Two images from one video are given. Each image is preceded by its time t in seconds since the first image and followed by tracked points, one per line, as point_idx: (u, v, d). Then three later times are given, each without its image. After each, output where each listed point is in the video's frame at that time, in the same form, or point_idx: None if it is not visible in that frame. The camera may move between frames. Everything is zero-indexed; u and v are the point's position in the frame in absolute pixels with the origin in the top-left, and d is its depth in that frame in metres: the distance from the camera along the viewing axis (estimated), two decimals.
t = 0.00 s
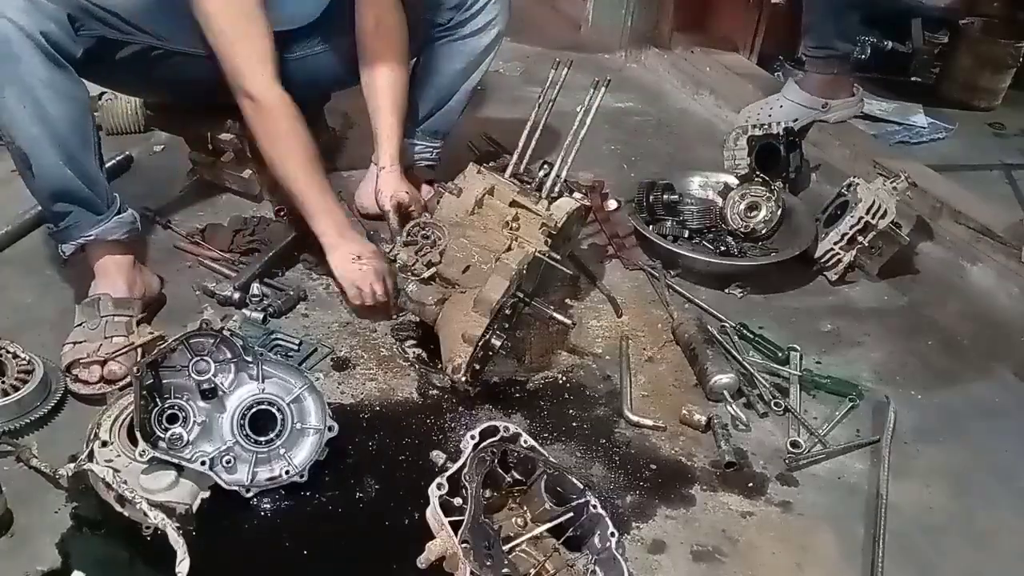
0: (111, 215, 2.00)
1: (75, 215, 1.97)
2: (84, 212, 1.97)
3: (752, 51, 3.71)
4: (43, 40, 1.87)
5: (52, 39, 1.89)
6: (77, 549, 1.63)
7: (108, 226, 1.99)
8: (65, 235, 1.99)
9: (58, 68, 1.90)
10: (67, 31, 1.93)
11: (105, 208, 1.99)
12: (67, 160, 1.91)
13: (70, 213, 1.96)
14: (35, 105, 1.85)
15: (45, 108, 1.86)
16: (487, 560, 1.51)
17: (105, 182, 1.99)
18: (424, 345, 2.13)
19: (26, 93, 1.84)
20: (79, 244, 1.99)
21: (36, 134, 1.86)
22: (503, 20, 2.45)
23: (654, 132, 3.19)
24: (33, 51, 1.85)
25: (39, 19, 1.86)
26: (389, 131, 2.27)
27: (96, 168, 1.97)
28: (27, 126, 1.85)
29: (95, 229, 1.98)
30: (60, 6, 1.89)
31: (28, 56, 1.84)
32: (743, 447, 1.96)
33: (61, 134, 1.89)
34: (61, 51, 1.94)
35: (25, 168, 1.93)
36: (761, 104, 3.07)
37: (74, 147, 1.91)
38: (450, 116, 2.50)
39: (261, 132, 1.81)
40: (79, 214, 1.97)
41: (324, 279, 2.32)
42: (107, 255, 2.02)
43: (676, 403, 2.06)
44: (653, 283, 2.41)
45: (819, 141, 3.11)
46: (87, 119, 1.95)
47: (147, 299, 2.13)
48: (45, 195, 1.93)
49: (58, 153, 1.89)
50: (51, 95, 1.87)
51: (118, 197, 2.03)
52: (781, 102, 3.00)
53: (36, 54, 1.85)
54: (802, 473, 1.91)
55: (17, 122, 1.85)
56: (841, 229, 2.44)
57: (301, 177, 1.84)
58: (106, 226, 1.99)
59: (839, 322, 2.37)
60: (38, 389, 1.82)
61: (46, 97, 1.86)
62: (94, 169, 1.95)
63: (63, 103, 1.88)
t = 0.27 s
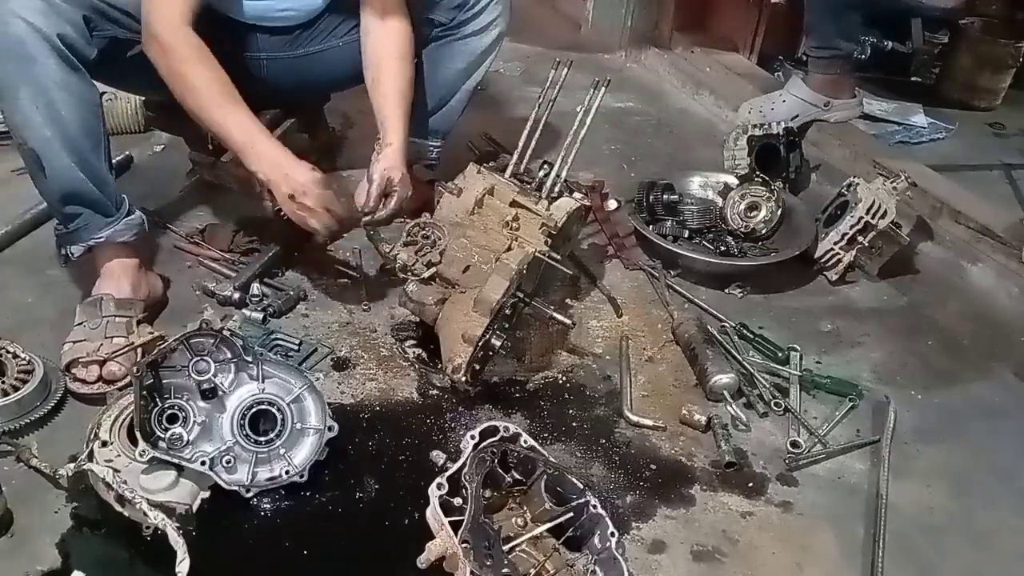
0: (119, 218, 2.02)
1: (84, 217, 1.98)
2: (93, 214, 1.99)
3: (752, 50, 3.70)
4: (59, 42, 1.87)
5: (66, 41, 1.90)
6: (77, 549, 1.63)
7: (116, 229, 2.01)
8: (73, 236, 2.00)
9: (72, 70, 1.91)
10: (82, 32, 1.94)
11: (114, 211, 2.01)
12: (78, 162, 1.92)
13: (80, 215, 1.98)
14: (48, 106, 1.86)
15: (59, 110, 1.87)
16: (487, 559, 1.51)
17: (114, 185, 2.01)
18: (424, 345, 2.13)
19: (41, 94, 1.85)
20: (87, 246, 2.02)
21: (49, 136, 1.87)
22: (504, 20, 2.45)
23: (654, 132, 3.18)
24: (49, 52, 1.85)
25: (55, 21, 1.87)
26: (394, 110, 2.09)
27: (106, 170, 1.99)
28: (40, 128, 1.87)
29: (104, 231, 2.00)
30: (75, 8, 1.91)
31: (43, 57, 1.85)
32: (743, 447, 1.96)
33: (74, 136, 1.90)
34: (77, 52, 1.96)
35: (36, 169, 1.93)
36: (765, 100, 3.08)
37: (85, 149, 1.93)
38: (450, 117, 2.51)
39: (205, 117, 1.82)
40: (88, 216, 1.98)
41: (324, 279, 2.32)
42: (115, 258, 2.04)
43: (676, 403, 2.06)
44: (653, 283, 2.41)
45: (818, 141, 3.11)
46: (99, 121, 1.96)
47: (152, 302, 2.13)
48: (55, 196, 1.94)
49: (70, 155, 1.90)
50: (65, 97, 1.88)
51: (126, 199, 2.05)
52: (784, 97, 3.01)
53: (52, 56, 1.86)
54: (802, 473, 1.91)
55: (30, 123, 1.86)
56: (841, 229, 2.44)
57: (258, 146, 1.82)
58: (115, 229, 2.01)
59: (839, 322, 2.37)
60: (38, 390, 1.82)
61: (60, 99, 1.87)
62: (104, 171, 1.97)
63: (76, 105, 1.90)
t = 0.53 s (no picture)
0: (116, 216, 2.02)
1: (81, 216, 1.98)
2: (90, 213, 1.99)
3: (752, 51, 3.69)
4: (47, 41, 1.89)
5: (55, 40, 1.92)
6: (77, 549, 1.63)
7: (113, 227, 2.01)
8: (71, 236, 2.00)
9: (63, 69, 1.92)
10: (70, 31, 1.95)
11: (111, 209, 2.01)
12: (72, 160, 1.93)
13: (77, 214, 1.98)
14: (40, 106, 1.87)
15: (50, 109, 1.88)
16: (487, 560, 1.50)
17: (110, 183, 2.01)
18: (424, 345, 2.13)
19: (31, 93, 1.86)
20: (85, 245, 2.01)
21: (41, 135, 1.88)
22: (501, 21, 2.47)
23: (654, 132, 3.18)
24: (38, 52, 1.87)
25: (43, 21, 1.89)
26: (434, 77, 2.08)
27: (101, 168, 1.99)
28: (32, 128, 1.88)
29: (102, 230, 2.00)
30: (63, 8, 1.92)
31: (32, 56, 1.86)
32: (743, 447, 1.96)
33: (66, 135, 1.91)
34: (66, 52, 1.97)
35: (30, 169, 1.94)
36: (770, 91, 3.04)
37: (79, 147, 1.93)
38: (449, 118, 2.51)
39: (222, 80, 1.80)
40: (85, 215, 1.98)
41: (324, 279, 2.32)
42: (114, 255, 2.04)
43: (676, 404, 2.06)
44: (653, 283, 2.41)
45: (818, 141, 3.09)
46: (92, 119, 1.97)
47: (151, 302, 2.14)
48: (51, 196, 1.95)
49: (63, 154, 1.91)
50: (57, 96, 1.89)
51: (123, 198, 2.05)
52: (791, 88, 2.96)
53: (41, 56, 1.87)
54: (802, 473, 1.91)
55: (23, 123, 1.88)
56: (841, 229, 2.44)
57: (283, 103, 1.80)
58: (112, 226, 2.01)
59: (840, 322, 2.37)
60: (38, 390, 1.82)
61: (51, 97, 1.88)
62: (99, 170, 1.98)
63: (69, 103, 1.90)
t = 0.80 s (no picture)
0: (120, 217, 2.03)
1: (85, 218, 1.99)
2: (93, 215, 1.99)
3: (752, 51, 3.71)
4: (56, 42, 1.89)
5: (64, 41, 1.92)
6: (78, 549, 1.63)
7: (117, 229, 2.02)
8: (75, 237, 2.02)
9: (69, 70, 1.92)
10: (79, 32, 1.96)
11: (115, 211, 2.01)
12: (78, 163, 1.93)
13: (80, 216, 1.98)
14: (46, 107, 1.87)
15: (57, 111, 1.88)
16: (487, 560, 1.51)
17: (115, 185, 2.02)
18: (424, 345, 2.13)
19: (38, 95, 1.86)
20: (89, 247, 2.03)
21: (48, 137, 1.88)
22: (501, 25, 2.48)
23: (654, 132, 3.18)
24: (46, 53, 1.87)
25: (52, 23, 1.89)
26: (459, 94, 2.11)
27: (106, 170, 1.99)
28: (39, 129, 1.88)
29: (105, 231, 2.01)
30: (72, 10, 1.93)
31: (41, 58, 1.86)
32: (743, 447, 1.96)
33: (73, 137, 1.91)
34: (75, 54, 1.97)
35: (37, 171, 1.95)
36: (763, 104, 3.08)
37: (84, 150, 1.93)
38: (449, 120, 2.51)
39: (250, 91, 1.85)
40: (88, 217, 1.99)
41: (324, 279, 2.32)
42: (116, 258, 2.05)
43: (676, 404, 2.06)
44: (653, 283, 2.41)
45: (818, 141, 3.09)
46: (98, 121, 1.97)
47: (152, 302, 2.14)
48: (56, 198, 1.95)
49: (69, 156, 1.91)
50: (65, 99, 1.89)
51: (126, 199, 2.06)
52: (781, 103, 3.00)
53: (50, 58, 1.87)
54: (802, 473, 1.91)
55: (30, 124, 1.87)
56: (841, 229, 2.44)
57: (312, 116, 1.87)
58: (116, 229, 2.02)
59: (839, 322, 2.37)
60: (38, 390, 1.82)
61: (58, 99, 1.88)
62: (104, 171, 1.98)
63: (75, 106, 1.91)
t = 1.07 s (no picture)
0: (120, 217, 2.03)
1: (84, 217, 1.99)
2: (93, 215, 1.99)
3: (752, 51, 3.71)
4: (56, 42, 1.89)
5: (63, 41, 1.92)
6: (77, 549, 1.62)
7: (116, 228, 2.02)
8: (75, 237, 2.01)
9: (70, 70, 1.92)
10: (78, 32, 1.96)
11: (114, 210, 2.02)
12: (78, 163, 1.93)
13: (80, 215, 1.98)
14: (46, 106, 1.87)
15: (57, 110, 1.88)
16: (487, 559, 1.51)
17: (114, 185, 2.02)
18: (424, 345, 2.13)
19: (38, 94, 1.86)
20: (88, 246, 2.02)
21: (48, 137, 1.88)
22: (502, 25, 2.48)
23: (654, 132, 3.18)
24: (46, 53, 1.87)
25: (52, 23, 1.88)
26: (457, 95, 2.11)
27: (106, 170, 2.00)
28: (39, 129, 1.88)
29: (105, 231, 2.01)
30: (71, 9, 1.93)
31: (41, 58, 1.86)
32: (743, 447, 1.96)
33: (72, 137, 1.91)
34: (74, 54, 1.97)
35: (37, 170, 1.95)
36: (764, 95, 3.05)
37: (84, 150, 1.93)
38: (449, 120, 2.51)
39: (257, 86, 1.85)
40: (88, 216, 1.99)
41: (324, 279, 2.32)
42: (117, 258, 2.04)
43: (677, 404, 2.06)
44: (653, 283, 2.41)
45: (819, 141, 3.10)
46: (98, 121, 1.97)
47: (152, 302, 2.14)
48: (56, 198, 1.95)
49: (69, 156, 1.91)
50: (65, 98, 1.89)
51: (126, 199, 2.06)
52: (785, 95, 3.00)
53: (50, 58, 1.87)
54: (802, 473, 1.91)
55: (30, 124, 1.87)
56: (841, 229, 2.44)
57: (320, 112, 1.87)
58: (116, 228, 2.02)
59: (839, 322, 2.37)
60: (38, 390, 1.82)
61: (58, 99, 1.88)
62: (104, 171, 1.98)
63: (75, 105, 1.91)
